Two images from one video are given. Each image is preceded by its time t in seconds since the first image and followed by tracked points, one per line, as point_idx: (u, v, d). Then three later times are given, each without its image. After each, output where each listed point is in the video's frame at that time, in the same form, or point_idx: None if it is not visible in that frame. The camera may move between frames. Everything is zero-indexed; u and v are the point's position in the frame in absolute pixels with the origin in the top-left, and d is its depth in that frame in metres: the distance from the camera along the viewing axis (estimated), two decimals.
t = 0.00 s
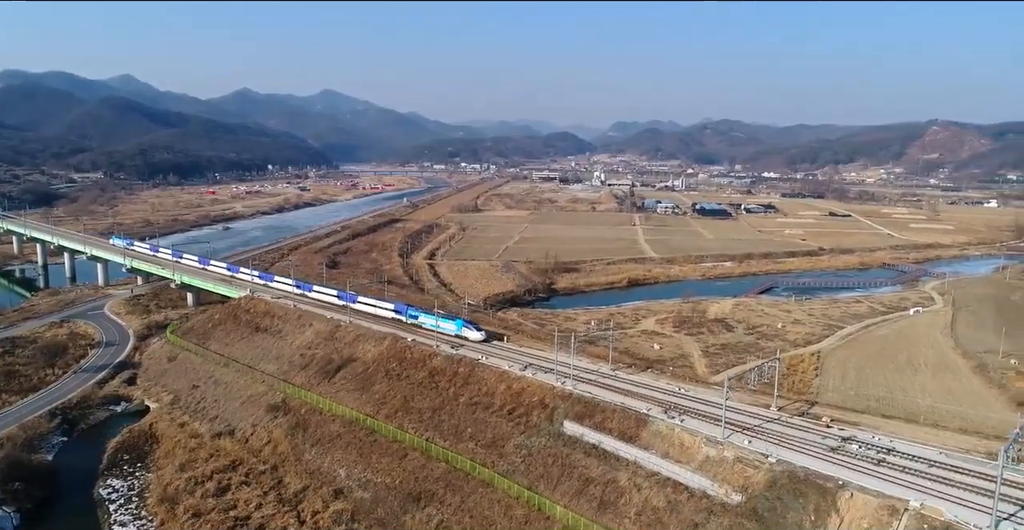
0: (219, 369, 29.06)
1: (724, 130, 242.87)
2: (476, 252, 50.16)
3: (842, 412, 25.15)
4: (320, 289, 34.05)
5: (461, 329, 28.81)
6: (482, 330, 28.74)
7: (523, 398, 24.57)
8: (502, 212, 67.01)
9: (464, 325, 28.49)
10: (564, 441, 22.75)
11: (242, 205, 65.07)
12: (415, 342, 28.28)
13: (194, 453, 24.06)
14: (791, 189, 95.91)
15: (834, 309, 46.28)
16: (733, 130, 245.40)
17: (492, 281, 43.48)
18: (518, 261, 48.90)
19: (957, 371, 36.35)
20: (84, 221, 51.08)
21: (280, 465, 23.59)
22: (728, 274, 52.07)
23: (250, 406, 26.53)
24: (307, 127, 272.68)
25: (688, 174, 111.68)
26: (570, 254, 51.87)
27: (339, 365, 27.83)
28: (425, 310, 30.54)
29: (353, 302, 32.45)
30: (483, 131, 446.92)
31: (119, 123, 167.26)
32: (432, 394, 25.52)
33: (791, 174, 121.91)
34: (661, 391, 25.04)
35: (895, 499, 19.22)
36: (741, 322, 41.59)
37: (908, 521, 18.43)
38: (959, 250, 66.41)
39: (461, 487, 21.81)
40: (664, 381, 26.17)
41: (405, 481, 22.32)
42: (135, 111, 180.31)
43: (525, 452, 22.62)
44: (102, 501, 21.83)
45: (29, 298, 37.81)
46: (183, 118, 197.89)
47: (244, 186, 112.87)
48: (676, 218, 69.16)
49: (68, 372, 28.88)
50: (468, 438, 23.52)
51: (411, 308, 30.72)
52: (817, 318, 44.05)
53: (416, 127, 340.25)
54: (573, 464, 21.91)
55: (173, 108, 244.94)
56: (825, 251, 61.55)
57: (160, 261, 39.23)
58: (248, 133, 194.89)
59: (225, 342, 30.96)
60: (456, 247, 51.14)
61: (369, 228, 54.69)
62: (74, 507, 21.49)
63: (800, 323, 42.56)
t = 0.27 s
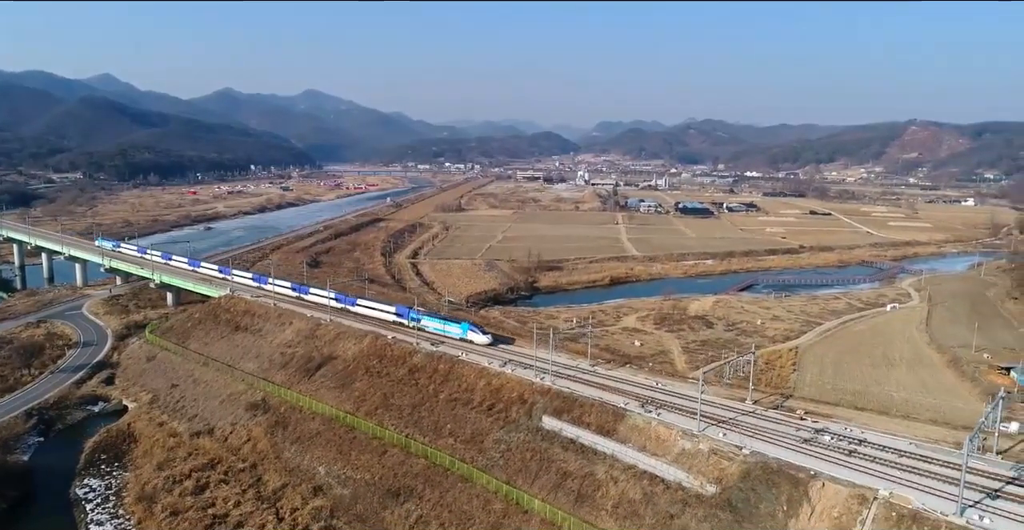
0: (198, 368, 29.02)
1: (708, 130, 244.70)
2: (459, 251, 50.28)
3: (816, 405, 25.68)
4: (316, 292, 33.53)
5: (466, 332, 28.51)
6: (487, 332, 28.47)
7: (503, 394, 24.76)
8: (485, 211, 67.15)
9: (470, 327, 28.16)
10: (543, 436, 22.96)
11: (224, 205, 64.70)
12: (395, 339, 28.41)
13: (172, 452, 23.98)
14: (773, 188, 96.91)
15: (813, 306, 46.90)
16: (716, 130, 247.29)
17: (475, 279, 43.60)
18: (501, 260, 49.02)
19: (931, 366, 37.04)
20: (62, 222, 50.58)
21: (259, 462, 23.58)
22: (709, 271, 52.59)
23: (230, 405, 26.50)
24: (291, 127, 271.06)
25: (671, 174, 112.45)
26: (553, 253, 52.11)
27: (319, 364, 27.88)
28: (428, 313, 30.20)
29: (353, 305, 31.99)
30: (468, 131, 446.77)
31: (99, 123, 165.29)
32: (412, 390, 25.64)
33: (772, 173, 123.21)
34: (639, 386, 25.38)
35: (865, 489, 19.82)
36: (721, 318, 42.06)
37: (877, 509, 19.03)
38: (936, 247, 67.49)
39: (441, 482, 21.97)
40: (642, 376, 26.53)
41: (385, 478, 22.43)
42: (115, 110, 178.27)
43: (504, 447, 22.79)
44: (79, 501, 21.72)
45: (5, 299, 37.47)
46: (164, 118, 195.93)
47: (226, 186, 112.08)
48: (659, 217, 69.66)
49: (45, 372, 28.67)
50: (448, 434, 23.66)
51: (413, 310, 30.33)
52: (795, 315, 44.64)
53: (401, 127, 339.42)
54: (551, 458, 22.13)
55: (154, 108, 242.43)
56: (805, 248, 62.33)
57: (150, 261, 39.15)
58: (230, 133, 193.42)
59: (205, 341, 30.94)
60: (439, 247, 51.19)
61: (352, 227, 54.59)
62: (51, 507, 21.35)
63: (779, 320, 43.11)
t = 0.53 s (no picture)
0: (174, 368, 28.91)
1: (689, 130, 246.61)
2: (440, 250, 50.35)
3: (787, 397, 26.21)
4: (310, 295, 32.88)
5: (470, 334, 28.08)
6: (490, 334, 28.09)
7: (480, 389, 24.94)
8: (467, 210, 67.24)
9: (474, 330, 27.72)
10: (519, 430, 23.16)
11: (202, 205, 64.18)
12: (373, 337, 28.52)
13: (148, 451, 23.86)
14: (752, 187, 98.00)
15: (789, 302, 47.59)
16: (697, 130, 249.37)
17: (455, 278, 43.67)
18: (481, 259, 49.12)
19: (903, 360, 37.76)
20: (36, 222, 49.93)
21: (236, 461, 23.54)
22: (688, 269, 53.14)
23: (206, 404, 26.43)
24: (272, 127, 268.98)
25: (652, 173, 113.34)
26: (533, 251, 52.35)
27: (297, 362, 27.92)
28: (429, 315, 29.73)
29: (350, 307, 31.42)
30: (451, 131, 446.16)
31: (74, 123, 162.85)
32: (390, 387, 25.76)
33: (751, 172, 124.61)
34: (615, 380, 25.70)
35: (833, 477, 20.33)
36: (698, 315, 42.55)
37: (845, 497, 19.58)
38: (910, 245, 68.70)
39: (417, 478, 22.11)
40: (618, 370, 26.86)
41: (362, 474, 22.54)
42: (92, 110, 175.72)
43: (481, 442, 22.96)
44: (52, 502, 21.54)
45: None
46: (142, 118, 193.47)
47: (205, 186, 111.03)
48: (639, 216, 70.20)
49: (18, 372, 28.38)
50: (425, 430, 23.79)
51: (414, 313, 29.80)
52: (772, 311, 45.28)
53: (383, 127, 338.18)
54: (527, 452, 22.35)
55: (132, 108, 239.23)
56: (782, 246, 63.18)
57: (137, 262, 38.59)
58: (210, 133, 191.54)
59: (181, 340, 30.88)
60: (419, 246, 51.18)
61: (332, 227, 54.43)
62: (23, 508, 21.15)
63: (755, 316, 43.69)
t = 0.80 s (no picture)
0: (146, 368, 28.73)
1: (666, 130, 248.74)
2: (416, 250, 50.32)
3: (755, 389, 26.76)
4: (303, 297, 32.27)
5: (471, 337, 27.72)
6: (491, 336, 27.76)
7: (453, 385, 25.13)
8: (444, 210, 67.27)
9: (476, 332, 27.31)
10: (492, 425, 23.40)
11: (176, 205, 63.47)
12: (346, 334, 28.66)
13: (118, 451, 23.64)
14: (727, 186, 99.30)
15: (762, 298, 48.38)
16: (674, 130, 251.65)
17: (431, 277, 43.72)
18: (458, 257, 49.21)
19: (872, 353, 38.61)
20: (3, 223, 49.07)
21: (208, 459, 23.43)
22: (663, 267, 53.76)
23: (178, 404, 26.30)
24: (249, 127, 266.13)
25: (629, 172, 114.27)
26: (510, 250, 52.57)
27: (270, 361, 27.95)
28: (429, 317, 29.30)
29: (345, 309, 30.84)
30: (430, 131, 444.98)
31: (43, 122, 159.62)
32: (364, 384, 25.87)
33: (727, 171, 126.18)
34: (587, 374, 26.05)
35: (798, 465, 20.82)
36: (672, 311, 43.06)
37: (809, 484, 20.11)
38: (880, 242, 70.13)
39: (390, 473, 22.23)
40: (590, 365, 27.23)
41: (335, 471, 22.61)
42: (62, 109, 172.41)
43: (454, 437, 23.14)
44: (19, 503, 21.25)
45: None
46: (114, 118, 190.23)
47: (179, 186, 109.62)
48: (615, 214, 70.79)
49: None
50: (398, 426, 23.93)
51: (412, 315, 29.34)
52: (744, 307, 45.97)
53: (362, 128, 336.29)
54: (500, 446, 22.57)
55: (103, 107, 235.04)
56: (756, 244, 64.12)
57: (118, 265, 38.11)
58: (184, 133, 188.94)
59: (152, 340, 30.78)
60: (396, 245, 51.14)
61: (307, 227, 54.17)
62: None
63: (728, 312, 44.32)
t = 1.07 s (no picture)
0: (112, 368, 28.42)
1: (640, 129, 250.86)
2: (389, 249, 50.23)
3: (721, 381, 27.32)
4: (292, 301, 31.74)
5: (471, 340, 27.39)
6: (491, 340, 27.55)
7: (423, 381, 25.25)
8: (417, 209, 67.17)
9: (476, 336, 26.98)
10: (462, 420, 23.59)
11: (143, 206, 62.46)
12: (316, 332, 28.69)
13: (83, 452, 23.30)
14: (698, 185, 100.60)
15: (731, 294, 49.21)
16: (648, 130, 253.89)
17: (403, 276, 43.67)
18: (430, 256, 49.21)
19: (836, 347, 39.53)
20: None
21: (175, 459, 23.23)
22: (634, 264, 54.38)
23: (145, 404, 26.04)
24: (219, 127, 262.28)
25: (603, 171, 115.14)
26: (483, 249, 52.72)
27: (239, 360, 27.87)
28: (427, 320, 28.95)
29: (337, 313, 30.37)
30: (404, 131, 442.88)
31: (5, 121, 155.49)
32: (333, 382, 25.92)
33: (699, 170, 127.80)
34: (556, 368, 26.36)
35: (761, 454, 21.33)
36: (643, 308, 43.60)
37: (771, 472, 20.66)
38: (847, 239, 71.68)
39: (361, 470, 22.31)
40: (560, 360, 27.56)
41: (304, 468, 22.61)
42: (24, 108, 168.09)
43: (424, 433, 23.29)
44: None
45: None
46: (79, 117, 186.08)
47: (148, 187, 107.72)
48: (588, 213, 71.35)
49: None
50: (368, 423, 24.02)
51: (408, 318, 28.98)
52: (714, 303, 46.72)
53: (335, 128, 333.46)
54: (470, 441, 22.77)
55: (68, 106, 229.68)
56: (726, 241, 65.16)
57: (92, 268, 37.55)
58: (152, 133, 185.48)
59: (118, 340, 30.47)
60: (368, 244, 50.98)
61: (278, 227, 53.73)
62: None
63: (698, 307, 45.02)
